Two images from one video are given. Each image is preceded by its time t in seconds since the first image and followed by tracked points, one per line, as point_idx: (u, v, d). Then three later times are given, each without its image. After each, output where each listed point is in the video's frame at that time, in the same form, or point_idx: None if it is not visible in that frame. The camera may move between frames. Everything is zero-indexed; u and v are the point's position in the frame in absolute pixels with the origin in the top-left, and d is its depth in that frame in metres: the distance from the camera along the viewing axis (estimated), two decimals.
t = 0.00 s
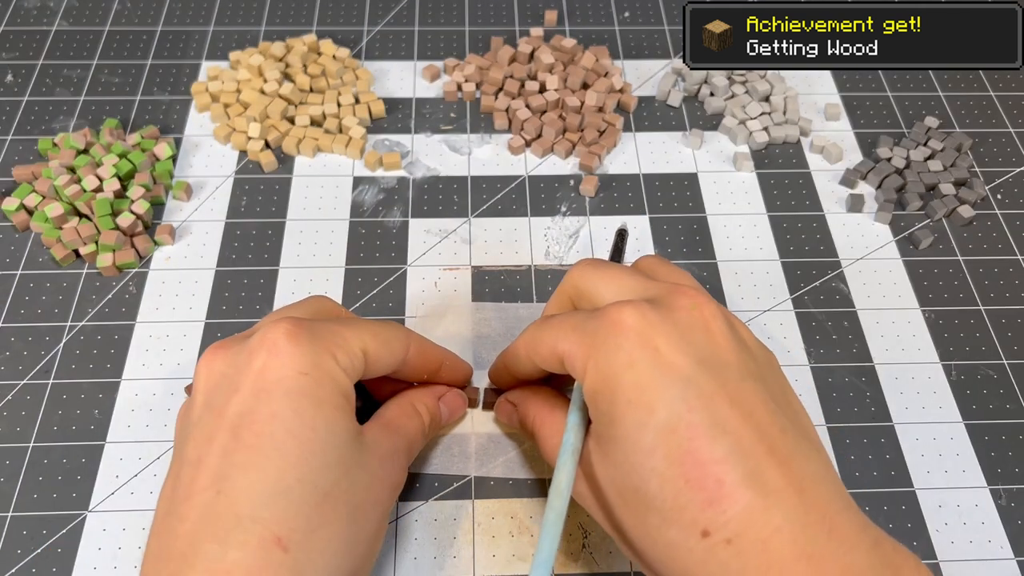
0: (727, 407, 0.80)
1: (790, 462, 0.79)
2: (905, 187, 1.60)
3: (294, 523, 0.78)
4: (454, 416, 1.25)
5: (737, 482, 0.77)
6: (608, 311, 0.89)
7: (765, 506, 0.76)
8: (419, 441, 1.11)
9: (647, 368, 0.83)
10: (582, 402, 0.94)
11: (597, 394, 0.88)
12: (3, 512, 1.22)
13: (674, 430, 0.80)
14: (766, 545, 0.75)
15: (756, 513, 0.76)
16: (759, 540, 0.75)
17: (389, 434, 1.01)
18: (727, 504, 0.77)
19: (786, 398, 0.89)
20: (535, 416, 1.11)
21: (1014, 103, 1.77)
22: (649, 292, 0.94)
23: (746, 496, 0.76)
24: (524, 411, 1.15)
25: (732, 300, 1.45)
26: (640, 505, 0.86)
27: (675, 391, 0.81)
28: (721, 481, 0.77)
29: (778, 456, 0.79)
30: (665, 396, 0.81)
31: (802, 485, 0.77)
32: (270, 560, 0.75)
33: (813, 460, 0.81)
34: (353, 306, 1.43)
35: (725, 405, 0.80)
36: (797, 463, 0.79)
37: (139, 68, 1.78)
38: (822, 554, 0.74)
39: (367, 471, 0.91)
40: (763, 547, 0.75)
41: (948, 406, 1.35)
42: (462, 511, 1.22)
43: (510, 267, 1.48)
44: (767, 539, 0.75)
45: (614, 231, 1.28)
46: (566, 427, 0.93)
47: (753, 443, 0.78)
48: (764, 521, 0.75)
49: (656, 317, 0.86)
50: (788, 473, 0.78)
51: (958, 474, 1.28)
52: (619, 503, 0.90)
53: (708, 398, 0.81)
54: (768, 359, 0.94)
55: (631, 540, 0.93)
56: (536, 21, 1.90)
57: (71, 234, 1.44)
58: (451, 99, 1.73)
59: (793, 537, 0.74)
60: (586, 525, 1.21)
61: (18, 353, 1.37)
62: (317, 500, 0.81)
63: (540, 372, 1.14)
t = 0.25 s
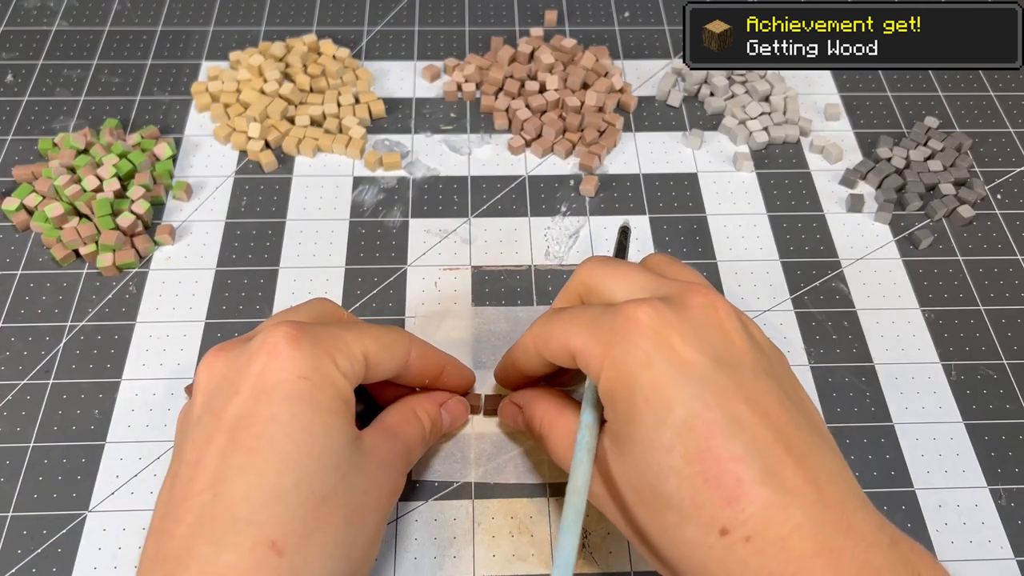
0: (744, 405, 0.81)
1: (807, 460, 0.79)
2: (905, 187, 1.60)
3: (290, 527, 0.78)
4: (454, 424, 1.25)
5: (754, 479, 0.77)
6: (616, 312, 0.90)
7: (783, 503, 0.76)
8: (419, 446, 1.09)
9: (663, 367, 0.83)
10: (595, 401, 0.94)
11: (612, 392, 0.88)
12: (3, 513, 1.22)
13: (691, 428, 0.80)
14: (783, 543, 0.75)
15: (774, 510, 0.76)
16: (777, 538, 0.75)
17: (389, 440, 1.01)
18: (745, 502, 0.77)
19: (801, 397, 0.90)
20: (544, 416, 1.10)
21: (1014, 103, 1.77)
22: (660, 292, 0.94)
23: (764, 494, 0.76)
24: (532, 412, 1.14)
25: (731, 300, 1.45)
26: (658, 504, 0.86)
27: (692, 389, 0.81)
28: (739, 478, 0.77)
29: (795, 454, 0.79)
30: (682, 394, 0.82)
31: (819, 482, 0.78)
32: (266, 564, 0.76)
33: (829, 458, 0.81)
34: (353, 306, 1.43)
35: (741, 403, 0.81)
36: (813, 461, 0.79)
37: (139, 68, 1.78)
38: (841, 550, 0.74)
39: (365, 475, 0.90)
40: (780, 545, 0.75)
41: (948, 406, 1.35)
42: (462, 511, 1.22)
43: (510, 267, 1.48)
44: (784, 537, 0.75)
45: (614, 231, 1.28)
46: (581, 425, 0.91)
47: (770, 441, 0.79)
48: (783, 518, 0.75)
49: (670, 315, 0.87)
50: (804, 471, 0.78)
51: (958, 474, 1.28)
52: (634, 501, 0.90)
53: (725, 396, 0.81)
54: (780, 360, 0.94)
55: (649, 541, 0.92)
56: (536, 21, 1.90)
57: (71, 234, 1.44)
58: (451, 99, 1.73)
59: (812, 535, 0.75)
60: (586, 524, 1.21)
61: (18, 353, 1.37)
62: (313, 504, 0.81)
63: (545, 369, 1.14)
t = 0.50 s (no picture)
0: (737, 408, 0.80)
1: (799, 462, 0.79)
2: (905, 187, 1.60)
3: (291, 530, 0.78)
4: (457, 426, 1.24)
5: (748, 483, 0.77)
6: (609, 316, 0.89)
7: (776, 507, 0.76)
8: (421, 448, 1.09)
9: (656, 371, 0.83)
10: (589, 405, 0.93)
11: (606, 396, 0.88)
12: (4, 512, 1.22)
13: (684, 433, 0.80)
14: (776, 545, 0.75)
15: (767, 514, 0.76)
16: (770, 541, 0.75)
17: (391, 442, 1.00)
18: (738, 506, 0.77)
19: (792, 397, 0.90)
20: (539, 419, 1.10)
21: (1014, 103, 1.77)
22: (652, 296, 0.94)
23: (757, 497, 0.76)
24: (526, 416, 1.14)
25: (731, 300, 1.45)
26: (652, 508, 0.86)
27: (685, 393, 0.81)
28: (732, 482, 0.77)
29: (788, 456, 0.79)
30: (675, 399, 0.81)
31: (812, 485, 0.78)
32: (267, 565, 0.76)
33: (822, 460, 0.81)
34: (353, 306, 1.43)
35: (734, 407, 0.80)
36: (806, 462, 0.79)
37: (139, 68, 1.78)
38: (833, 553, 0.75)
39: (367, 478, 0.90)
40: (774, 547, 0.75)
41: (948, 406, 1.35)
42: (462, 511, 1.22)
43: (510, 267, 1.48)
44: (777, 540, 0.75)
45: (614, 231, 1.28)
46: (574, 430, 0.92)
47: (763, 445, 0.79)
48: (776, 521, 0.75)
49: (662, 320, 0.86)
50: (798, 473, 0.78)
51: (958, 474, 1.28)
52: (629, 505, 0.90)
53: (718, 399, 0.81)
54: (773, 360, 0.94)
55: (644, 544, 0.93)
56: (536, 21, 1.90)
57: (71, 234, 1.44)
58: (451, 99, 1.73)
59: (804, 537, 0.75)
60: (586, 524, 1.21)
61: (18, 353, 1.37)
62: (313, 506, 0.81)
63: (539, 373, 1.14)
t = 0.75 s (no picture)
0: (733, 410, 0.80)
1: (796, 463, 0.79)
2: (905, 187, 1.60)
3: (290, 529, 0.78)
4: (458, 426, 1.24)
5: (744, 484, 0.77)
6: (607, 317, 0.89)
7: (773, 508, 0.76)
8: (421, 449, 1.09)
9: (653, 373, 0.83)
10: (587, 406, 0.93)
11: (603, 398, 0.88)
12: (4, 512, 1.22)
13: (681, 435, 0.80)
14: (772, 546, 0.75)
15: (764, 515, 0.76)
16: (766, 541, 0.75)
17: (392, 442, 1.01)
18: (735, 507, 0.77)
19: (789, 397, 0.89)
20: (536, 420, 1.11)
21: (1014, 103, 1.77)
22: (649, 296, 0.94)
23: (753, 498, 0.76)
24: (524, 416, 1.14)
25: (731, 300, 1.45)
26: (649, 509, 0.86)
27: (682, 395, 0.81)
28: (729, 484, 0.77)
29: (785, 457, 0.79)
30: (672, 401, 0.81)
31: (809, 486, 0.78)
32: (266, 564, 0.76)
33: (820, 462, 0.81)
34: (353, 306, 1.42)
35: (730, 409, 0.81)
36: (803, 463, 0.79)
37: (139, 68, 1.78)
38: (830, 554, 0.75)
39: (366, 478, 0.90)
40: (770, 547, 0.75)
41: (948, 406, 1.35)
42: (462, 511, 1.22)
43: (510, 267, 1.48)
44: (774, 541, 0.75)
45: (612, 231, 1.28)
46: (571, 431, 0.92)
47: (760, 446, 0.79)
48: (773, 522, 0.75)
49: (659, 321, 0.86)
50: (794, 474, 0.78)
51: (958, 474, 1.28)
52: (625, 506, 0.90)
53: (715, 401, 0.81)
54: (770, 360, 0.94)
55: (641, 545, 0.93)
56: (536, 21, 1.90)
57: (71, 234, 1.44)
58: (451, 99, 1.73)
59: (801, 539, 0.75)
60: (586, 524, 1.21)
61: (18, 354, 1.37)
62: (312, 506, 0.81)
63: (537, 373, 1.13)
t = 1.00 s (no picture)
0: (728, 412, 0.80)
1: (791, 465, 0.79)
2: (905, 187, 1.60)
3: (290, 529, 0.78)
4: (458, 426, 1.24)
5: (740, 487, 0.77)
6: (602, 319, 0.89)
7: (768, 511, 0.76)
8: (422, 449, 1.09)
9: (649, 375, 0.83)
10: (582, 408, 0.94)
11: (599, 400, 0.87)
12: (4, 512, 1.22)
13: (677, 438, 0.80)
14: (768, 548, 0.75)
15: (759, 518, 0.76)
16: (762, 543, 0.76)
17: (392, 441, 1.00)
18: (731, 510, 0.77)
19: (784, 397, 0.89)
20: (533, 420, 1.11)
21: (1014, 103, 1.77)
22: (645, 297, 0.93)
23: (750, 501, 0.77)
24: (521, 417, 1.15)
25: (731, 300, 1.45)
26: (645, 512, 0.86)
27: (677, 398, 0.81)
28: (725, 487, 0.78)
29: (780, 459, 0.79)
30: (667, 403, 0.81)
31: (804, 487, 0.78)
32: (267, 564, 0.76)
33: (816, 463, 0.81)
34: (353, 306, 1.42)
35: (726, 411, 0.80)
36: (798, 463, 0.80)
37: (139, 68, 1.78)
38: (825, 556, 0.75)
39: (366, 478, 0.90)
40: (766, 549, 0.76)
41: (948, 406, 1.35)
42: (462, 511, 1.22)
43: (510, 267, 1.48)
44: (770, 542, 0.75)
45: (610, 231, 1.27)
46: (567, 434, 0.92)
47: (756, 449, 0.79)
48: (769, 524, 0.76)
49: (654, 323, 0.86)
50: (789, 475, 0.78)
51: (958, 474, 1.28)
52: (622, 508, 0.90)
53: (711, 404, 0.81)
54: (765, 361, 0.94)
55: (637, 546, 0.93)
56: (536, 21, 1.90)
57: (71, 234, 1.44)
58: (451, 99, 1.73)
59: (796, 541, 0.75)
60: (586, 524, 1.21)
61: (18, 354, 1.37)
62: (313, 505, 0.81)
63: (534, 373, 1.13)
